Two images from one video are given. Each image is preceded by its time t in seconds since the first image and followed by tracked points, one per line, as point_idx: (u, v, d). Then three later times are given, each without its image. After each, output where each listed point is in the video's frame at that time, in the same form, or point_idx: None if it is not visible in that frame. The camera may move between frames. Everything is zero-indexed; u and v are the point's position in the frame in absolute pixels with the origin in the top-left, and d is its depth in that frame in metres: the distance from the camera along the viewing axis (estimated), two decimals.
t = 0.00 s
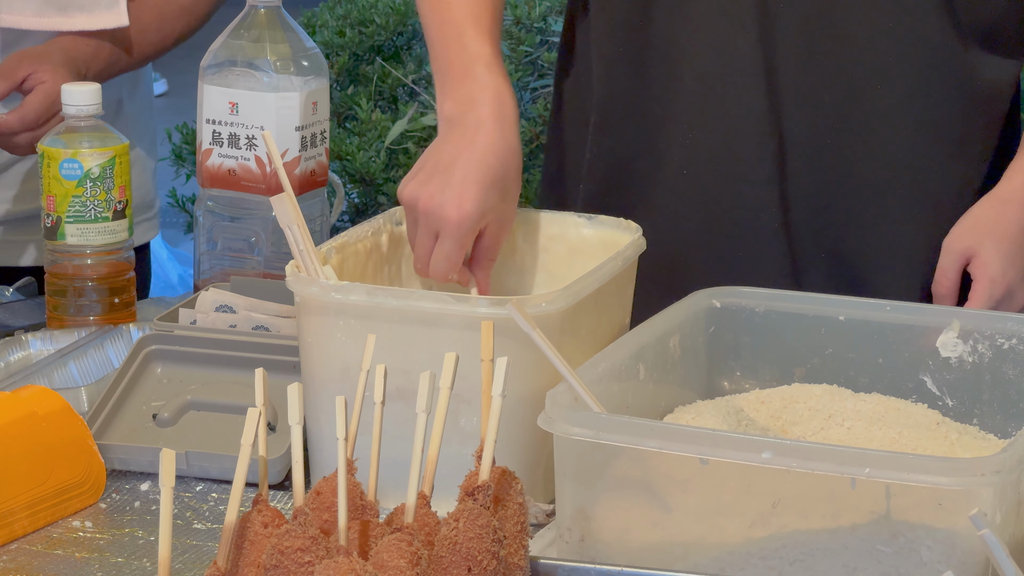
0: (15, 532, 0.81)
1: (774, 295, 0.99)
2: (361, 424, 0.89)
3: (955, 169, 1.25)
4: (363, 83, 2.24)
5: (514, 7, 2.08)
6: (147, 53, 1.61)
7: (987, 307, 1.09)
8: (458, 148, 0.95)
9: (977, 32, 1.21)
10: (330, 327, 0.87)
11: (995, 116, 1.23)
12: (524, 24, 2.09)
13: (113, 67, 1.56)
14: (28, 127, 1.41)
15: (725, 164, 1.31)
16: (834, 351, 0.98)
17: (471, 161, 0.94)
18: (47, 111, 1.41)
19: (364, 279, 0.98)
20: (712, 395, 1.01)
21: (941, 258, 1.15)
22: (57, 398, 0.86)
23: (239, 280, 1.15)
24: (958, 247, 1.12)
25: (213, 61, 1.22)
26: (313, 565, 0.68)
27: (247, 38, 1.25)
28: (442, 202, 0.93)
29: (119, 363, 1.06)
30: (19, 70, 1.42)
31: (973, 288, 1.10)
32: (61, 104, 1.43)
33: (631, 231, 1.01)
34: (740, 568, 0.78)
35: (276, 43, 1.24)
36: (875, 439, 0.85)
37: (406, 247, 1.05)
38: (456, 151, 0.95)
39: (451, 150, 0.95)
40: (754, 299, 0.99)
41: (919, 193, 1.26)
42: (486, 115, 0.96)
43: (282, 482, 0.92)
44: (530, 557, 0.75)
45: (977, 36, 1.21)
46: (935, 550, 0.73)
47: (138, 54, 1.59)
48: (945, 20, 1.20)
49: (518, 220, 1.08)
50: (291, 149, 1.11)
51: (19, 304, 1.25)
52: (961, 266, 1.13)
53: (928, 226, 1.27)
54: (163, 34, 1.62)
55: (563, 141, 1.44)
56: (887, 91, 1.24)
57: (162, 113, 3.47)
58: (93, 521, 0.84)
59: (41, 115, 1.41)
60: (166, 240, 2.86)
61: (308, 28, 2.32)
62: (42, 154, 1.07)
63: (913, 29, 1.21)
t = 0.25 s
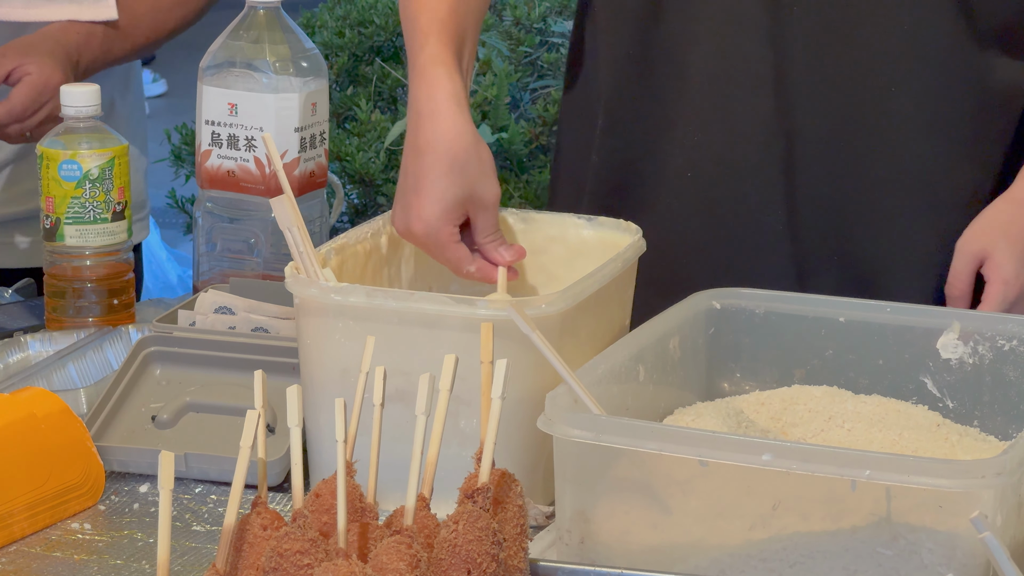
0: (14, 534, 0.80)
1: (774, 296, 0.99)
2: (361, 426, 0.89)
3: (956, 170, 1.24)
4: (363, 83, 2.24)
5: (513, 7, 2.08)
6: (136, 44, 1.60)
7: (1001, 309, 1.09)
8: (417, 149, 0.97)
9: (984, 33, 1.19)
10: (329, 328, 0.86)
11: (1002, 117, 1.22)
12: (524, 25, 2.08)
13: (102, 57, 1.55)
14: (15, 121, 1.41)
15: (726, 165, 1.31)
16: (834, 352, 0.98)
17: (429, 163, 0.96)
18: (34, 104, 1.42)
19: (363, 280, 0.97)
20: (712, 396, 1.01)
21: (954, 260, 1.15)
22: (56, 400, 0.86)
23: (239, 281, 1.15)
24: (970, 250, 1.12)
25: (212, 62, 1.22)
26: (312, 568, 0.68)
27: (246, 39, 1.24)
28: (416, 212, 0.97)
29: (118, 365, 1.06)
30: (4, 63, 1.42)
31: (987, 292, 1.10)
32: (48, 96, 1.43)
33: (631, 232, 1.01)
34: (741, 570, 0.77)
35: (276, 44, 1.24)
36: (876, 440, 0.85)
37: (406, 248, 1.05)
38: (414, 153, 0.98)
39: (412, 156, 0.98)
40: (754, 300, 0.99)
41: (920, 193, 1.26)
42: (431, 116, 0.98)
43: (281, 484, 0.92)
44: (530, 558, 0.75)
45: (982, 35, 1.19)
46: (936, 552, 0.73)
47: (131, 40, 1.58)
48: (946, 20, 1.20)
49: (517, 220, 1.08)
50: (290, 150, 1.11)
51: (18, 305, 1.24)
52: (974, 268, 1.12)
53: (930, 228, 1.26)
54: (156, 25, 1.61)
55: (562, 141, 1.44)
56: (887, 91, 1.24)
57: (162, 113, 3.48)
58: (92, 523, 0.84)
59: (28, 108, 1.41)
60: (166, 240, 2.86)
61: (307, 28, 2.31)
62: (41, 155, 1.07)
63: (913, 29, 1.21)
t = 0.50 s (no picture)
0: (16, 534, 0.80)
1: (775, 295, 0.99)
2: (363, 425, 0.89)
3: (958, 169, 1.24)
4: (364, 83, 2.24)
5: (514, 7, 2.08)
6: (129, 23, 1.60)
7: None
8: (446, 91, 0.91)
9: (987, 30, 1.19)
10: (332, 328, 0.86)
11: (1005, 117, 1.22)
12: (525, 25, 2.09)
13: (97, 34, 1.55)
14: (17, 91, 1.41)
15: (730, 166, 1.31)
16: (836, 351, 0.98)
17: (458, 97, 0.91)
18: (35, 75, 1.42)
19: (365, 280, 0.97)
20: (714, 396, 1.01)
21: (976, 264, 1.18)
22: (58, 400, 0.86)
23: (240, 281, 1.15)
24: (993, 255, 1.14)
25: (214, 62, 1.22)
26: (314, 567, 0.68)
27: (247, 38, 1.24)
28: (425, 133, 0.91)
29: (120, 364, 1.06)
30: (2, 42, 1.43)
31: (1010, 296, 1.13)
32: (49, 67, 1.43)
33: (632, 232, 1.01)
34: (743, 570, 0.77)
35: (277, 43, 1.23)
36: (878, 440, 0.85)
37: (408, 247, 1.05)
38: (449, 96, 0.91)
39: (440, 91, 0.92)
40: (756, 300, 0.99)
41: (921, 193, 1.25)
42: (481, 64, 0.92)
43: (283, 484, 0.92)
44: (532, 558, 0.75)
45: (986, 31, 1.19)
46: (939, 551, 0.73)
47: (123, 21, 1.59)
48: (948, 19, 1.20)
49: (519, 220, 1.08)
50: (291, 149, 1.11)
51: (19, 305, 1.24)
52: (996, 272, 1.15)
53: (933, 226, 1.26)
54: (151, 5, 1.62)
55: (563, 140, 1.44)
56: (889, 90, 1.24)
57: (163, 113, 3.48)
58: (94, 523, 0.84)
59: (30, 77, 1.41)
60: (166, 241, 2.86)
61: (308, 28, 2.31)
62: (43, 155, 1.07)
63: (915, 28, 1.21)
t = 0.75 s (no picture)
0: (17, 537, 0.81)
1: (775, 299, 0.99)
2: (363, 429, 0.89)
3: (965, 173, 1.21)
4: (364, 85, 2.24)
5: (514, 10, 2.07)
6: (134, 26, 1.60)
7: None
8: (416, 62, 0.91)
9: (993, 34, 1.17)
10: (332, 331, 0.87)
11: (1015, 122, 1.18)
12: (524, 27, 2.08)
13: (103, 35, 1.55)
14: (31, 89, 1.40)
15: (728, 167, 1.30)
16: (835, 354, 0.98)
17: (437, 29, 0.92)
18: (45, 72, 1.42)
19: (365, 283, 0.97)
20: (714, 399, 1.01)
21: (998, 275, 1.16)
22: (60, 403, 0.86)
23: (241, 284, 1.15)
24: (1014, 266, 1.13)
25: (215, 65, 1.23)
26: (315, 571, 0.68)
27: (248, 42, 1.24)
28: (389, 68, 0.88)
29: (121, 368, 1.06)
30: (12, 43, 1.42)
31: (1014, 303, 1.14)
32: (59, 65, 1.44)
33: (632, 235, 1.01)
34: (742, 573, 0.78)
35: (277, 46, 1.23)
36: (877, 443, 0.85)
37: (408, 250, 1.05)
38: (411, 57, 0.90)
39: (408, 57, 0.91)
40: (755, 303, 0.99)
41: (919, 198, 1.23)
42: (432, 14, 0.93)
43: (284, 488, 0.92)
44: (532, 561, 0.75)
45: (996, 36, 1.15)
46: (937, 555, 0.74)
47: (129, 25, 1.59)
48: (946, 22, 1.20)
49: (519, 224, 1.08)
50: (292, 153, 1.11)
51: (20, 308, 1.25)
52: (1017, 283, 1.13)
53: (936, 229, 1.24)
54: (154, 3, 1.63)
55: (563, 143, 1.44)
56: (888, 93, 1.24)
57: (164, 115, 3.48)
58: (95, 526, 0.84)
59: (42, 74, 1.41)
60: (167, 242, 2.86)
61: (309, 29, 2.31)
62: (44, 158, 1.07)
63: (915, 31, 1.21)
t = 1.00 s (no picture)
0: (19, 538, 0.81)
1: (775, 300, 0.99)
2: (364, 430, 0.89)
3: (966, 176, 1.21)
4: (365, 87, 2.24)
5: (515, 13, 2.07)
6: (135, 30, 1.60)
7: None
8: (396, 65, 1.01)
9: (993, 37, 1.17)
10: (333, 333, 0.87)
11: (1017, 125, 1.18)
12: (525, 30, 2.08)
13: (103, 43, 1.55)
14: (29, 91, 1.42)
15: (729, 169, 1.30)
16: (835, 356, 0.99)
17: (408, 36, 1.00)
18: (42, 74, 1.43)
19: (366, 285, 0.97)
20: (714, 400, 1.01)
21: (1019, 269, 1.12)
22: (61, 403, 0.87)
23: (242, 286, 1.15)
24: None
25: (216, 68, 1.23)
26: (316, 571, 0.68)
27: (249, 44, 1.25)
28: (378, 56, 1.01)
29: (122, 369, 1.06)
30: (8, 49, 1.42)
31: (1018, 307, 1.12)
32: (57, 65, 1.45)
33: (632, 237, 1.01)
34: (742, 573, 0.78)
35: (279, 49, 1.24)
36: (877, 444, 0.85)
37: (409, 252, 1.05)
38: None
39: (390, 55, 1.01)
40: (755, 304, 1.00)
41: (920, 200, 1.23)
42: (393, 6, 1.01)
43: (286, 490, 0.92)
44: (532, 561, 0.75)
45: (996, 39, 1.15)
46: (937, 555, 0.74)
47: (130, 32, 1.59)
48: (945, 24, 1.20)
49: (520, 225, 1.08)
50: (293, 155, 1.11)
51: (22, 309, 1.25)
52: None
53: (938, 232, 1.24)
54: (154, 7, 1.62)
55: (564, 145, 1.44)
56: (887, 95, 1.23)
57: (165, 117, 3.49)
58: (96, 527, 0.84)
59: (39, 76, 1.43)
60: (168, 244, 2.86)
61: (309, 31, 2.32)
62: (46, 160, 1.08)
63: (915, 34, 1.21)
